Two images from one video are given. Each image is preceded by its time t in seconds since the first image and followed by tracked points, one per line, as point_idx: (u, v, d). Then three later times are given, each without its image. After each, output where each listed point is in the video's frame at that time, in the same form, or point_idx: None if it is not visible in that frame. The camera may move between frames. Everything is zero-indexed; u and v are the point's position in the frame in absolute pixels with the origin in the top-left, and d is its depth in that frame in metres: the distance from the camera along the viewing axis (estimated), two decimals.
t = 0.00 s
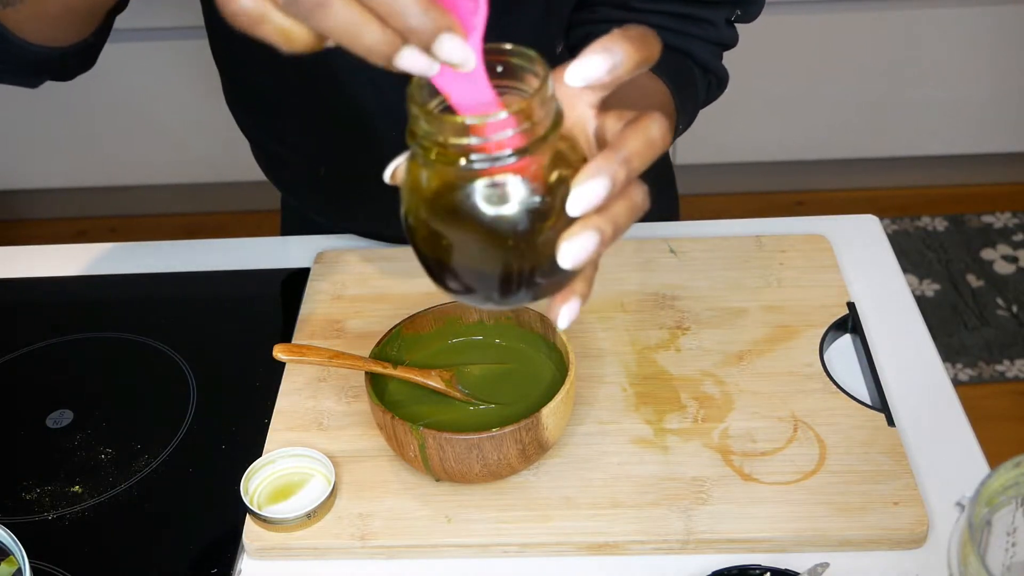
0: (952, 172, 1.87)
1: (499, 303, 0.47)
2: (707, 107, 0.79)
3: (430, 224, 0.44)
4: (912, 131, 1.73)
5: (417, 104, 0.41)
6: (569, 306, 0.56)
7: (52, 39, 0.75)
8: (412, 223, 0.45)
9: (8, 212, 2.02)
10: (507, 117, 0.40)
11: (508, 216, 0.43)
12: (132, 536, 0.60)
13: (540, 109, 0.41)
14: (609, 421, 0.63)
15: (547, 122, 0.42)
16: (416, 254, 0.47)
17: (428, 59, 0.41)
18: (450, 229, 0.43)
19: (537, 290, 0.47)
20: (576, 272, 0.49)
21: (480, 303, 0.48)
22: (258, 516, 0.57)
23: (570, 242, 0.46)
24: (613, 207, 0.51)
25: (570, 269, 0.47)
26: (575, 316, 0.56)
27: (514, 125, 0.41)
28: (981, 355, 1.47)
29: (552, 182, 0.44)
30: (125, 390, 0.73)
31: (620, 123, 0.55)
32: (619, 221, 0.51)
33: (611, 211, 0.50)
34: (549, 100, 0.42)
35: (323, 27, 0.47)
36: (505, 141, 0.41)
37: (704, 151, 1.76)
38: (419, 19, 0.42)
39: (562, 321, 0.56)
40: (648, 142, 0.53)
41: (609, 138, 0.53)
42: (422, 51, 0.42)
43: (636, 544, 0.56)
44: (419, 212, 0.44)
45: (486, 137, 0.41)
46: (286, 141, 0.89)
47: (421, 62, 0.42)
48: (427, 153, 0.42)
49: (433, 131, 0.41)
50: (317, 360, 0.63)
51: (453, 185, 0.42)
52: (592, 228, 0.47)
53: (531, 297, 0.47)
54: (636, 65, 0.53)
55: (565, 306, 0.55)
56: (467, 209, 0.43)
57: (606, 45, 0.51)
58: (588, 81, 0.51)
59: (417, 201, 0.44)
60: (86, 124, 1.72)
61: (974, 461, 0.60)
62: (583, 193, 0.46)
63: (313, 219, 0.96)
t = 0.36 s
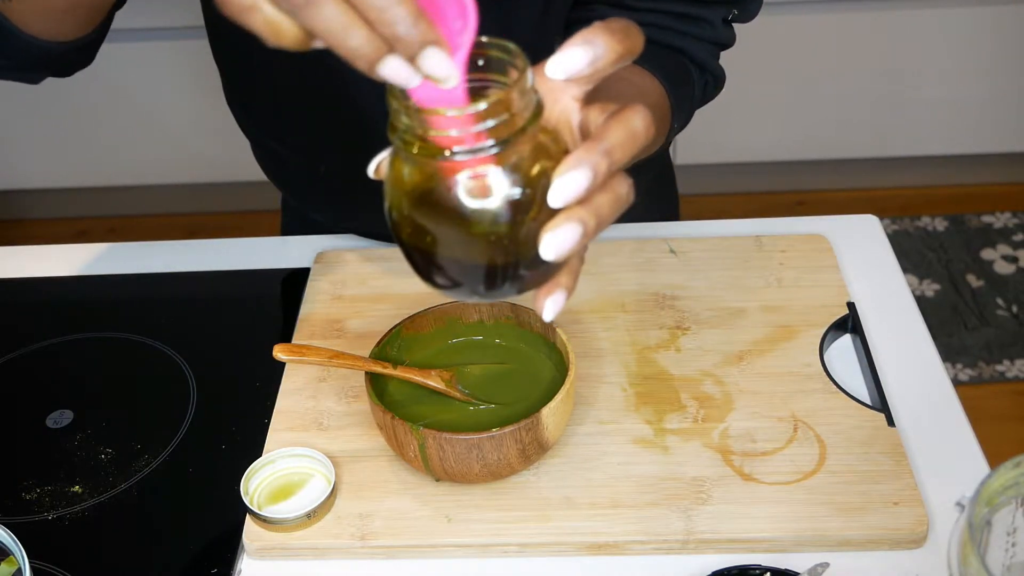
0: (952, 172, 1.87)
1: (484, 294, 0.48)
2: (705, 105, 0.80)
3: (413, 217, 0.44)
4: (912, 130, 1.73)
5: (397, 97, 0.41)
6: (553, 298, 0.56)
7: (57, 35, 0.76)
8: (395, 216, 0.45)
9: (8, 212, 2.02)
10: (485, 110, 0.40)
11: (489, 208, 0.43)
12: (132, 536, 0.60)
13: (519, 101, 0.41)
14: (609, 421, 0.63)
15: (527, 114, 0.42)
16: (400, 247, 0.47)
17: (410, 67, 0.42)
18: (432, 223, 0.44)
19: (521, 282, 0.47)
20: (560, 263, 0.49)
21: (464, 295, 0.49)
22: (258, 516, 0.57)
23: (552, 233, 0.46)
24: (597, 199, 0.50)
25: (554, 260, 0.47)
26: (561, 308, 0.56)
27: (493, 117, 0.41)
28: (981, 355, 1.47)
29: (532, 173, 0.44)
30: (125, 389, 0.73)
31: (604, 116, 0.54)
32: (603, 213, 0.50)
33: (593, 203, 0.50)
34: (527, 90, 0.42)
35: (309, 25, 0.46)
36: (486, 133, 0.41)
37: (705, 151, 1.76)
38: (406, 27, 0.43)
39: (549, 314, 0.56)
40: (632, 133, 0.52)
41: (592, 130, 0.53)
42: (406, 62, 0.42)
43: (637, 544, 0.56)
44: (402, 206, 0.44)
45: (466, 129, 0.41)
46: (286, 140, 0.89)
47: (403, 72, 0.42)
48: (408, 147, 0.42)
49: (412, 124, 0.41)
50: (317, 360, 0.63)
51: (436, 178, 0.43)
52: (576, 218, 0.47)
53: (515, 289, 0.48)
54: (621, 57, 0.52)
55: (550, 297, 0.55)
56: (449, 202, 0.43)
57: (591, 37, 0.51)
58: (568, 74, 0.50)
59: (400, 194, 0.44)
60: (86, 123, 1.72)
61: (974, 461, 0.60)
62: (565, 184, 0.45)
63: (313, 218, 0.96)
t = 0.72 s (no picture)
0: (952, 172, 1.87)
1: (486, 285, 0.48)
2: (705, 103, 0.80)
3: (415, 207, 0.44)
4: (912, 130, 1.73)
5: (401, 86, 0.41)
6: (554, 289, 0.55)
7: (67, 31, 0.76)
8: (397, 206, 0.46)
9: (8, 212, 2.02)
10: (489, 97, 0.40)
11: (491, 199, 0.43)
12: (132, 536, 0.60)
13: (521, 88, 0.41)
14: (609, 421, 0.63)
15: (530, 101, 0.42)
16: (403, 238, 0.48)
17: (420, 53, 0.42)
18: (434, 212, 0.44)
19: (523, 271, 0.48)
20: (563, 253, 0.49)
21: (465, 286, 0.49)
22: (258, 516, 0.57)
23: (554, 223, 0.46)
24: (601, 189, 0.50)
25: (556, 250, 0.47)
26: (563, 300, 0.56)
27: (496, 104, 0.40)
28: (981, 355, 1.47)
29: (534, 164, 0.44)
30: (125, 389, 0.73)
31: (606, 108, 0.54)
32: (605, 203, 0.50)
33: (598, 194, 0.49)
34: (530, 80, 0.41)
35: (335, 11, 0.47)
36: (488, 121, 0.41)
37: (705, 151, 1.76)
38: (418, 13, 0.43)
39: (550, 304, 0.56)
40: (633, 124, 0.52)
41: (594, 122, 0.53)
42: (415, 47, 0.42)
43: (636, 544, 0.56)
44: (405, 195, 0.45)
45: (467, 117, 0.41)
46: (286, 140, 0.89)
47: (412, 58, 0.42)
48: (410, 135, 0.42)
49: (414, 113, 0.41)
50: (317, 360, 0.63)
51: (437, 167, 0.43)
52: (579, 208, 0.47)
53: (516, 279, 0.48)
54: (620, 49, 0.52)
55: (552, 288, 0.55)
56: (451, 191, 0.43)
57: (591, 29, 0.51)
58: (566, 66, 0.50)
59: (403, 184, 0.44)
60: (86, 123, 1.72)
61: (974, 460, 0.60)
62: (566, 174, 0.45)
63: (313, 218, 0.96)
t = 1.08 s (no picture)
0: (952, 171, 1.87)
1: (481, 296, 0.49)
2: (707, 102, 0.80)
3: (405, 221, 0.45)
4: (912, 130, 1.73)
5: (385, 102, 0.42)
6: (547, 296, 0.56)
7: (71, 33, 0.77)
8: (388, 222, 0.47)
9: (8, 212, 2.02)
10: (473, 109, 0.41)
11: (482, 211, 0.44)
12: (132, 536, 0.60)
13: (503, 99, 0.42)
14: (609, 421, 0.63)
15: (512, 112, 0.43)
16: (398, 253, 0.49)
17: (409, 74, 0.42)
18: (424, 228, 0.45)
19: (517, 281, 0.48)
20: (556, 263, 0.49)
21: (462, 297, 0.50)
22: (258, 516, 0.57)
23: (544, 233, 0.46)
24: (589, 200, 0.51)
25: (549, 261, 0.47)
26: (556, 306, 0.56)
27: (480, 117, 0.41)
28: (981, 355, 1.47)
29: (523, 174, 0.45)
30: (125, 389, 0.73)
31: (596, 115, 0.54)
32: (594, 211, 0.51)
33: (585, 204, 0.50)
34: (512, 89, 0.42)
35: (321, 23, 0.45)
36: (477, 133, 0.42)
37: (705, 152, 1.76)
38: (412, 37, 0.43)
39: (543, 310, 0.56)
40: (622, 132, 0.52)
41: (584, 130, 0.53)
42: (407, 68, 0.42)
43: (636, 544, 0.56)
44: (395, 210, 0.45)
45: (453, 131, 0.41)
46: (286, 140, 0.89)
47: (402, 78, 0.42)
48: (398, 152, 0.43)
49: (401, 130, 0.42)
50: (317, 360, 0.63)
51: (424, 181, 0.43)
52: (569, 218, 0.47)
53: (511, 290, 0.49)
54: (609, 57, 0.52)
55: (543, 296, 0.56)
56: (440, 205, 0.44)
57: (581, 38, 0.51)
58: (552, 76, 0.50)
59: (393, 199, 0.45)
60: (86, 124, 1.72)
61: (974, 461, 0.60)
62: (555, 183, 0.45)
63: (312, 218, 0.96)
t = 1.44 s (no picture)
0: (952, 171, 1.87)
1: (454, 284, 0.51)
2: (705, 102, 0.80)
3: (382, 207, 0.46)
4: (912, 130, 1.73)
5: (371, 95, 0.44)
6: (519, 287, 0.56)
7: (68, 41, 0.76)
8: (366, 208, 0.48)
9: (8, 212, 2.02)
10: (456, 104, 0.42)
11: (455, 200, 0.45)
12: (132, 536, 0.60)
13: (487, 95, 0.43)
14: (609, 421, 0.63)
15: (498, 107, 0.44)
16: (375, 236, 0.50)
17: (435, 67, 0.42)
18: (400, 215, 0.46)
19: (488, 269, 0.50)
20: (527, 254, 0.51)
21: (438, 284, 0.51)
22: (258, 516, 0.57)
23: (515, 225, 0.48)
24: (563, 194, 0.51)
25: (518, 252, 0.49)
26: (524, 299, 0.56)
27: (462, 112, 0.42)
28: (981, 355, 1.47)
29: (500, 167, 0.46)
30: (125, 389, 0.73)
31: (575, 110, 0.55)
32: (570, 208, 0.52)
33: (563, 198, 0.51)
34: (495, 86, 0.44)
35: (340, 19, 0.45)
36: (457, 128, 0.43)
37: (706, 152, 1.76)
38: (434, 26, 0.43)
39: (512, 304, 0.56)
40: (598, 128, 0.53)
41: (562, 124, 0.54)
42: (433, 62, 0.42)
43: (636, 544, 0.55)
44: (373, 197, 0.47)
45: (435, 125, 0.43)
46: (285, 139, 0.89)
47: (428, 74, 0.42)
48: (378, 142, 0.44)
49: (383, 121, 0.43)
50: (317, 360, 0.63)
51: (403, 170, 0.45)
52: (541, 212, 0.49)
53: (485, 276, 0.51)
54: (587, 52, 0.53)
55: (515, 287, 0.55)
56: (416, 195, 0.45)
57: (561, 32, 0.51)
58: (534, 68, 0.50)
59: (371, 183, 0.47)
60: (86, 125, 1.72)
61: (974, 461, 0.60)
62: (532, 179, 0.47)
63: (313, 218, 0.96)
